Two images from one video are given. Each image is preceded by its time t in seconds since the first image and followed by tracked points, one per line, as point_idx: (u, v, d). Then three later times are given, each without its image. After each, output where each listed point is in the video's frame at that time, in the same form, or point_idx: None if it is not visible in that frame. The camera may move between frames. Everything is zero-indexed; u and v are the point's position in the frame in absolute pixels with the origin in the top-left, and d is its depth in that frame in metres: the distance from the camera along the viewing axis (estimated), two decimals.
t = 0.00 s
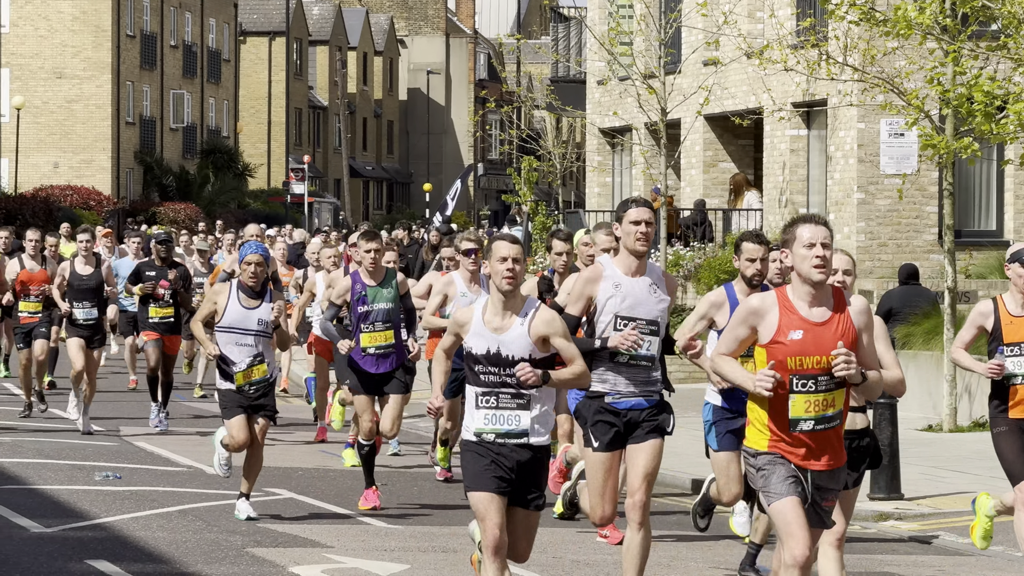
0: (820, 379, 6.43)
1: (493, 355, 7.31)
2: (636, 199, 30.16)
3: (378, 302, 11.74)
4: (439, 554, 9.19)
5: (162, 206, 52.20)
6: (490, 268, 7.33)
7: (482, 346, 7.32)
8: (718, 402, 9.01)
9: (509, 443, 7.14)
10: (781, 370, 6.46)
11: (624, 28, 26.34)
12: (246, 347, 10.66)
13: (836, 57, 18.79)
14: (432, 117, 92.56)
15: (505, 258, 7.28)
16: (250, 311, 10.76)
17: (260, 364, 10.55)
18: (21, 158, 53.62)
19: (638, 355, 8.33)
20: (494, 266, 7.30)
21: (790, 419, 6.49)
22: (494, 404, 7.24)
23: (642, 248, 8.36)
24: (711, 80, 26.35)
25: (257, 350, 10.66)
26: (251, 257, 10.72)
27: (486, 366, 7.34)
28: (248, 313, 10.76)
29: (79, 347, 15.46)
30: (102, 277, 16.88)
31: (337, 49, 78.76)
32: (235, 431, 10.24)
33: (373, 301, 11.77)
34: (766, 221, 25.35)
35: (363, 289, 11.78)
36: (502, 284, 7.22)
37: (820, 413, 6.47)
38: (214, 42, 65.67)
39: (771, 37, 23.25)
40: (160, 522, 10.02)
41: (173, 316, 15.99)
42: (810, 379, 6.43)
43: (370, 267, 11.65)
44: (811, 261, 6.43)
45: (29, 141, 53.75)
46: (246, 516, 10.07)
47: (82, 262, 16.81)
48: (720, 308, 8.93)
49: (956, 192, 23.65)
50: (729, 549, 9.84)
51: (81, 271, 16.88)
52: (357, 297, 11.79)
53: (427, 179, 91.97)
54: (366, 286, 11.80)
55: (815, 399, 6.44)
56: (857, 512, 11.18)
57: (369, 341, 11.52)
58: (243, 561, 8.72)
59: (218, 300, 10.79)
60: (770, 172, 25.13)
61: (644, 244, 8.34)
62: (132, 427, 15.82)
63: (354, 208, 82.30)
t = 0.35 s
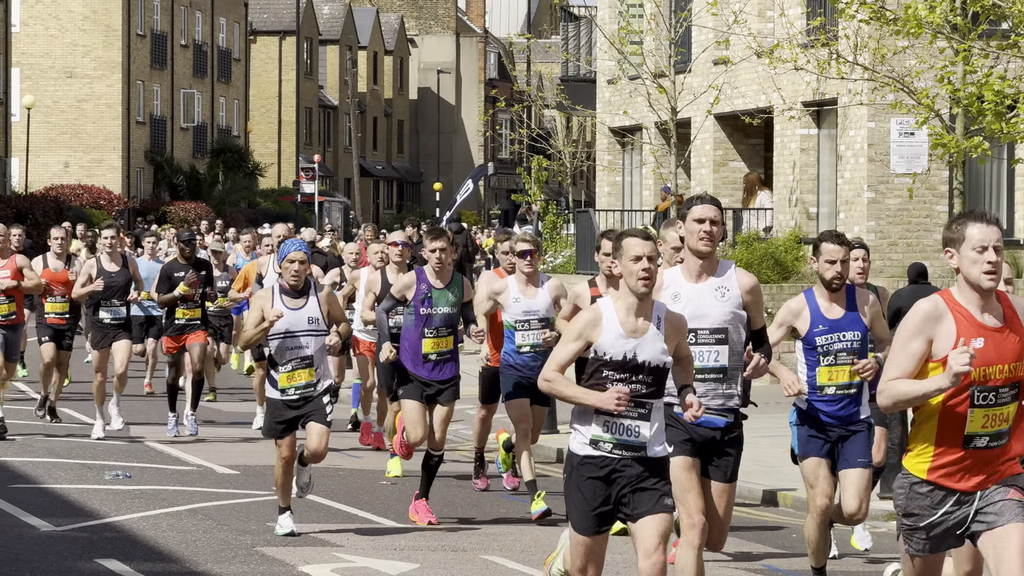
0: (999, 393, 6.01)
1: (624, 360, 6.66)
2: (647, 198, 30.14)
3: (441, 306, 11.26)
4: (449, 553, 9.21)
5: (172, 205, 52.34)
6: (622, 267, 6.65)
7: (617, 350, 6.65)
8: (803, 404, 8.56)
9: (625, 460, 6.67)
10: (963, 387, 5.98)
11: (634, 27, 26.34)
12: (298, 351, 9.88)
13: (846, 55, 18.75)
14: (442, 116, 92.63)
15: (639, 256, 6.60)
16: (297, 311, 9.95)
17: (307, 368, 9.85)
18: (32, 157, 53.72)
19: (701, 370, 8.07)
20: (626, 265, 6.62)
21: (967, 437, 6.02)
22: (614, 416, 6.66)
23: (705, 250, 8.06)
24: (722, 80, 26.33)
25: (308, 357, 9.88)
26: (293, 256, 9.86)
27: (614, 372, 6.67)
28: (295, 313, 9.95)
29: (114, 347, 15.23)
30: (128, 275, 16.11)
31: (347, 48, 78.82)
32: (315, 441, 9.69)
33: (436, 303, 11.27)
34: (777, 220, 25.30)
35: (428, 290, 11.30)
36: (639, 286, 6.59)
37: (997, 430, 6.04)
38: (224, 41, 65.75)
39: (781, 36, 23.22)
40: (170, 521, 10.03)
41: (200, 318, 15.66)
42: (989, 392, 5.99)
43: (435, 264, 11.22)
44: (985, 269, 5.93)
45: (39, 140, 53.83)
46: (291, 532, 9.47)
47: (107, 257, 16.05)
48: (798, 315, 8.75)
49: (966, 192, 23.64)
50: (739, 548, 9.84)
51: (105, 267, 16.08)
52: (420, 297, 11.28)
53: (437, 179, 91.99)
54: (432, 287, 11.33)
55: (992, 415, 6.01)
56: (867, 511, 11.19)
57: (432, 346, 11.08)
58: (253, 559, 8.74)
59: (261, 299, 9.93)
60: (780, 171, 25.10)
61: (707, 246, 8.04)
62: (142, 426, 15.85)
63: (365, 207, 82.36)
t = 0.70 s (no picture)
0: None
1: (752, 377, 5.98)
2: (659, 197, 30.16)
3: (500, 310, 10.10)
4: (461, 552, 9.21)
5: (184, 203, 52.50)
6: (751, 272, 6.01)
7: (741, 367, 6.00)
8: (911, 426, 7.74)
9: (773, 484, 5.97)
10: None
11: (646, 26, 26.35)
12: (359, 356, 9.25)
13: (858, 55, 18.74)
14: (454, 115, 92.77)
15: (771, 261, 5.95)
16: (365, 311, 9.37)
17: (373, 370, 9.17)
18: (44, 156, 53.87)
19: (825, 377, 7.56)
20: (757, 270, 5.97)
21: None
22: (754, 436, 6.00)
23: (830, 247, 7.57)
24: (734, 79, 26.33)
25: (373, 357, 9.24)
26: (365, 253, 9.27)
27: (745, 392, 6.01)
28: (361, 313, 9.37)
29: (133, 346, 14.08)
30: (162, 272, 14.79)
31: (358, 48, 78.87)
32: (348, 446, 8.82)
33: (494, 308, 10.12)
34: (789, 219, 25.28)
35: (484, 294, 10.15)
36: (765, 293, 5.91)
37: None
38: (236, 40, 65.87)
39: (794, 35, 23.21)
40: (182, 519, 10.04)
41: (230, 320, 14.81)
42: None
43: (488, 264, 10.05)
44: None
45: (51, 139, 53.98)
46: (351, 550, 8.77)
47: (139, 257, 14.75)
48: (914, 317, 7.79)
49: (978, 191, 23.60)
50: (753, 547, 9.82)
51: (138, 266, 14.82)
52: (476, 302, 10.14)
53: (449, 177, 92.02)
54: (487, 290, 10.17)
55: None
56: (880, 510, 11.15)
57: (491, 351, 9.96)
58: (265, 558, 8.75)
59: (328, 289, 9.49)
60: (792, 169, 25.09)
61: (833, 243, 7.55)
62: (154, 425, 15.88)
63: (377, 205, 82.44)
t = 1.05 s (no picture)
0: None
1: (959, 408, 5.32)
2: (671, 197, 30.17)
3: (580, 313, 9.59)
4: (475, 552, 9.21)
5: (197, 202, 52.64)
6: (958, 285, 5.31)
7: (954, 398, 5.32)
8: None
9: (968, 526, 5.33)
10: None
11: (659, 25, 26.35)
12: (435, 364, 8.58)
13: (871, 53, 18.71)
14: (467, 114, 92.78)
15: (981, 273, 5.26)
16: (439, 316, 8.63)
17: (450, 378, 8.59)
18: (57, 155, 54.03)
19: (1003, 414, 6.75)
20: (964, 283, 5.28)
21: None
22: (953, 471, 5.35)
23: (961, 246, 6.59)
24: (747, 78, 26.31)
25: (449, 364, 8.62)
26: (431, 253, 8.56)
27: (948, 423, 5.34)
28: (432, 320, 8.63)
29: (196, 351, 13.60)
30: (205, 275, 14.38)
31: (371, 47, 78.92)
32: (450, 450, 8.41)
33: (575, 310, 9.61)
34: (802, 219, 25.25)
35: (566, 294, 9.63)
36: (979, 312, 5.24)
37: None
38: (249, 40, 65.95)
39: (807, 34, 23.18)
40: (196, 519, 10.06)
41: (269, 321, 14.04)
42: None
43: (573, 265, 9.59)
44: None
45: (64, 139, 54.13)
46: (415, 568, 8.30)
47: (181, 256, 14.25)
48: None
49: (991, 190, 23.55)
50: (766, 545, 9.81)
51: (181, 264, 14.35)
52: (555, 302, 9.63)
53: (462, 177, 92.03)
54: (569, 291, 9.64)
55: None
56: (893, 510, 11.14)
57: (568, 357, 9.42)
58: (278, 558, 8.78)
59: (395, 301, 8.57)
60: (806, 169, 25.07)
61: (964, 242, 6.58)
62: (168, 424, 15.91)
63: (389, 205, 82.47)
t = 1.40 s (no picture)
0: None
1: None
2: (686, 196, 30.15)
3: (658, 324, 8.85)
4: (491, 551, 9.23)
5: (210, 202, 52.77)
6: None
7: None
8: None
9: None
10: None
11: (674, 26, 26.35)
12: (514, 370, 8.23)
13: (886, 53, 18.70)
14: (481, 114, 92.77)
15: None
16: (519, 318, 8.28)
17: (532, 385, 8.15)
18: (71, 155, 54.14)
19: None
20: None
21: None
22: None
23: None
24: (762, 78, 26.31)
25: (529, 370, 8.23)
26: (521, 250, 8.28)
27: None
28: (515, 321, 8.29)
29: (217, 359, 13.02)
30: (251, 276, 13.48)
31: (385, 47, 78.98)
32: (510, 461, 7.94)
33: (651, 321, 8.86)
34: (817, 219, 25.23)
35: (639, 304, 8.84)
36: None
37: None
38: (263, 40, 66.06)
39: (822, 34, 23.17)
40: (211, 519, 10.10)
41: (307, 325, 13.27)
42: None
43: (644, 271, 8.83)
44: None
45: (78, 139, 54.24)
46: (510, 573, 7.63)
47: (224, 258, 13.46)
48: None
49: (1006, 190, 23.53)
50: (780, 545, 9.84)
51: (223, 267, 13.53)
52: (629, 315, 8.86)
53: (476, 177, 92.10)
54: (643, 300, 8.86)
55: None
56: (908, 510, 11.15)
57: (647, 368, 8.70)
58: (294, 558, 8.81)
59: (481, 296, 8.46)
60: (820, 169, 25.06)
61: None
62: (181, 424, 15.96)
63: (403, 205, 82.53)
